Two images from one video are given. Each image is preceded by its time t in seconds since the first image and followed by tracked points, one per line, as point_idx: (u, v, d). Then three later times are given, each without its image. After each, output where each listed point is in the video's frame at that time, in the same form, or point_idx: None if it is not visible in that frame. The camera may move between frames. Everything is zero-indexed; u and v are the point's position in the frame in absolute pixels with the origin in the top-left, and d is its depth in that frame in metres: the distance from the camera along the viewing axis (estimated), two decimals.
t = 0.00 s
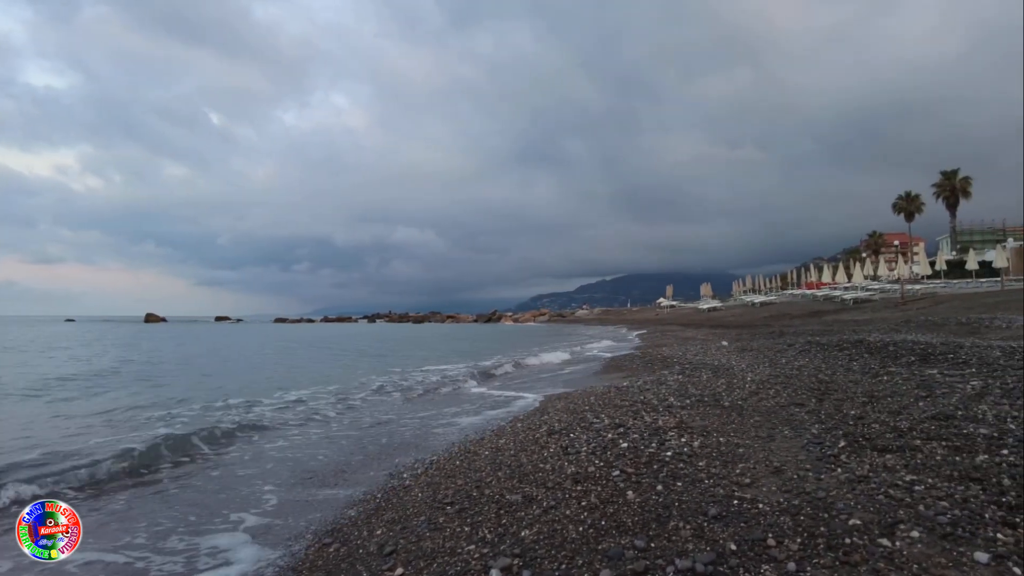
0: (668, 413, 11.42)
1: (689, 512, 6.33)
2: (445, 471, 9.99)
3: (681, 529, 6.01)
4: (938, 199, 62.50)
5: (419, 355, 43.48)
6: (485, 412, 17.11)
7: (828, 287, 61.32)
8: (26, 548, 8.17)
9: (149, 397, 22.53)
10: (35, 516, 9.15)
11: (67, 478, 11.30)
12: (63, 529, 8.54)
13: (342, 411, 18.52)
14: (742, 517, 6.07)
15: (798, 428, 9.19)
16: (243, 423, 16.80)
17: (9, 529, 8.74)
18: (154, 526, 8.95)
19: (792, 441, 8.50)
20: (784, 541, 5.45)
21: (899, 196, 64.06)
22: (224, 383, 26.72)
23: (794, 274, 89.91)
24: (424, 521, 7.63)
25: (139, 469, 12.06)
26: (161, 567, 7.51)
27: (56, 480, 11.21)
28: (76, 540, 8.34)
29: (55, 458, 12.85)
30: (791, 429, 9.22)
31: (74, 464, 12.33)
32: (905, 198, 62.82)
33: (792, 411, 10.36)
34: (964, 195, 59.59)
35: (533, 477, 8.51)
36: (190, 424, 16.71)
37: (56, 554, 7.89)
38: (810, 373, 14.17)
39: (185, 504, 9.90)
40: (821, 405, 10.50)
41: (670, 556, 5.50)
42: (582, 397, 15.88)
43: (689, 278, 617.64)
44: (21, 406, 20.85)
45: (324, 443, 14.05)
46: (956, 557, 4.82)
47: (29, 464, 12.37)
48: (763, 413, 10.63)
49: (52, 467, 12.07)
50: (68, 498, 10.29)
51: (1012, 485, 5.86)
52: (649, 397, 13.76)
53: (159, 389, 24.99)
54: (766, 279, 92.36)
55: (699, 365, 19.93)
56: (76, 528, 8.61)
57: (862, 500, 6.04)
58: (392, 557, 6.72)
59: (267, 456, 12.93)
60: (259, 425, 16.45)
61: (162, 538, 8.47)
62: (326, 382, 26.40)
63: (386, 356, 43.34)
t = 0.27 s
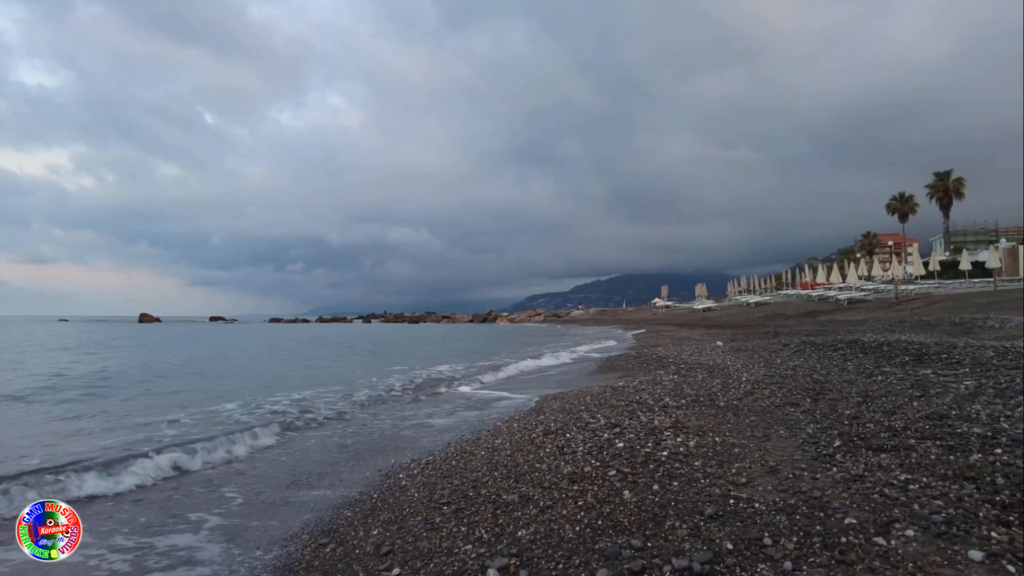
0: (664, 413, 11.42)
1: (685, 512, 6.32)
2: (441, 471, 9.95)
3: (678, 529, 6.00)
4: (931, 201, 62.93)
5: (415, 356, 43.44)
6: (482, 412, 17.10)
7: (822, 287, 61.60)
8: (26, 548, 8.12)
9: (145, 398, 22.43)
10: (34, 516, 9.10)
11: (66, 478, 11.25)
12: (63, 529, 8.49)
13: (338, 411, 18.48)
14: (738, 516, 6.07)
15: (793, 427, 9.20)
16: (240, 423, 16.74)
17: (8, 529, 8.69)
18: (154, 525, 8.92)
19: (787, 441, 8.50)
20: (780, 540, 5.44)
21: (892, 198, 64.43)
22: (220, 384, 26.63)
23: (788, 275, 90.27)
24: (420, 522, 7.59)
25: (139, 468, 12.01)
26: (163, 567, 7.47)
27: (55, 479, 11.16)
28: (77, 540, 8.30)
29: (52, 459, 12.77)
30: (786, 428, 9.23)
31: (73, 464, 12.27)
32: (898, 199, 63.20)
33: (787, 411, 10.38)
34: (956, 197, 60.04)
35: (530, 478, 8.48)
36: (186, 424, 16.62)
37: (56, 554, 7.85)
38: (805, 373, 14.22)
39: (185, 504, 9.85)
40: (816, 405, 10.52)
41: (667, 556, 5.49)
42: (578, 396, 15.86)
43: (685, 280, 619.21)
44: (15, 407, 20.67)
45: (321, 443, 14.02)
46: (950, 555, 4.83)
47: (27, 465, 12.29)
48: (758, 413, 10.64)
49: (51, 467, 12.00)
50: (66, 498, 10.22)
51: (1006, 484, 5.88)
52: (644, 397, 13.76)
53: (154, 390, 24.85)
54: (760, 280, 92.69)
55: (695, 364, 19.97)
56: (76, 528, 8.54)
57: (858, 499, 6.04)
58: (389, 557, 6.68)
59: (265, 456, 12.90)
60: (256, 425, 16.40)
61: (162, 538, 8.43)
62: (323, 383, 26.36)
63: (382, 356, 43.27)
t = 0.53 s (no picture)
0: (661, 413, 11.43)
1: (682, 512, 6.33)
2: (438, 471, 9.94)
3: (675, 529, 6.00)
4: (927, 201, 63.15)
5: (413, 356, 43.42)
6: (480, 412, 17.11)
7: (819, 288, 61.75)
8: (27, 548, 8.12)
9: (143, 398, 22.39)
10: (34, 516, 9.07)
11: (65, 479, 11.22)
12: (63, 529, 8.48)
13: (337, 411, 18.48)
14: (735, 516, 6.07)
15: (790, 427, 9.22)
16: (239, 423, 16.74)
17: (9, 530, 8.68)
18: (154, 526, 8.92)
19: (783, 441, 8.52)
20: (777, 540, 5.45)
21: (889, 198, 64.62)
22: (218, 384, 26.61)
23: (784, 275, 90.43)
24: (418, 522, 7.58)
25: (138, 468, 11.99)
26: (164, 567, 7.47)
27: (54, 480, 11.13)
28: (76, 540, 8.28)
29: (51, 459, 12.75)
30: (783, 428, 9.25)
31: (72, 465, 12.24)
32: (895, 199, 63.39)
33: (784, 412, 10.40)
34: (952, 197, 60.26)
35: (527, 478, 8.49)
36: (184, 425, 16.58)
37: (56, 554, 7.85)
38: (801, 373, 14.26)
39: (185, 505, 9.85)
40: (813, 405, 10.53)
41: (663, 556, 5.50)
42: (576, 397, 15.86)
43: (682, 281, 620.14)
44: (13, 407, 20.62)
45: (319, 444, 14.01)
46: (946, 555, 4.84)
47: (26, 465, 12.27)
48: (755, 413, 10.65)
49: (50, 468, 11.97)
50: (66, 497, 10.21)
51: (1001, 484, 5.90)
52: (641, 397, 13.78)
53: (152, 390, 24.80)
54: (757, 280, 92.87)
55: (692, 364, 20.04)
56: (76, 528, 8.54)
57: (855, 499, 6.05)
58: (386, 557, 6.67)
59: (264, 457, 12.90)
60: (255, 425, 16.41)
61: (161, 538, 8.42)
62: (321, 383, 26.34)
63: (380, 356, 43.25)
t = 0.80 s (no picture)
0: (658, 413, 11.45)
1: (679, 512, 6.34)
2: (436, 472, 9.94)
3: (672, 529, 6.01)
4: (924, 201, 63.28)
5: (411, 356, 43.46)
6: (478, 412, 17.15)
7: (816, 287, 61.84)
8: (27, 548, 8.12)
9: (142, 398, 22.38)
10: (34, 516, 9.08)
11: (64, 479, 11.24)
12: (63, 529, 8.47)
13: (335, 411, 18.51)
14: (732, 516, 6.08)
15: (787, 427, 9.23)
16: (238, 423, 16.77)
17: (8, 530, 8.70)
18: (154, 526, 8.94)
19: (780, 441, 8.53)
20: (773, 540, 5.46)
21: (886, 199, 64.80)
22: (216, 384, 26.63)
23: (782, 275, 90.55)
24: (415, 522, 7.58)
25: (137, 468, 12.01)
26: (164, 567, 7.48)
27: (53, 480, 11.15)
28: (76, 540, 8.30)
29: (51, 460, 12.75)
30: (780, 428, 9.27)
31: (72, 465, 12.26)
32: (892, 199, 63.49)
33: (780, 412, 10.41)
34: (949, 197, 60.39)
35: (524, 478, 8.49)
36: (183, 425, 16.57)
37: (56, 554, 7.86)
38: (797, 373, 14.31)
39: (184, 505, 9.85)
40: (810, 405, 10.56)
41: (660, 556, 5.51)
42: (573, 397, 15.88)
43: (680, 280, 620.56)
44: (11, 407, 20.59)
45: (317, 443, 14.04)
46: (942, 555, 4.86)
47: (25, 466, 12.27)
48: (752, 413, 10.67)
49: (49, 468, 11.99)
50: (66, 497, 10.21)
51: (997, 484, 5.91)
52: (639, 398, 13.79)
53: (150, 391, 24.80)
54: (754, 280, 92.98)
55: (690, 365, 20.09)
56: (76, 528, 8.53)
57: (851, 499, 6.06)
58: (383, 558, 6.67)
59: (263, 456, 12.93)
60: (254, 425, 16.45)
61: (160, 538, 8.44)
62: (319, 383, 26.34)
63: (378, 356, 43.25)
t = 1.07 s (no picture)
0: (656, 413, 11.46)
1: (676, 512, 6.34)
2: (433, 472, 9.93)
3: (670, 529, 6.02)
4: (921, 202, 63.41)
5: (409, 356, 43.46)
6: (476, 412, 17.18)
7: (814, 288, 61.89)
8: (27, 548, 8.09)
9: (140, 399, 22.38)
10: (33, 516, 9.03)
11: (63, 480, 11.23)
12: (63, 529, 8.41)
13: (333, 411, 18.51)
14: (729, 516, 6.09)
15: (785, 427, 9.25)
16: (236, 423, 16.78)
17: (8, 530, 8.69)
18: (154, 526, 8.94)
19: (777, 441, 8.55)
20: (771, 540, 5.46)
21: (883, 199, 64.95)
22: (215, 385, 26.62)
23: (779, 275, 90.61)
24: (412, 523, 7.57)
25: (137, 468, 12.03)
26: (164, 567, 7.46)
27: (53, 480, 11.15)
28: (76, 540, 8.27)
29: (50, 460, 12.75)
30: (777, 429, 9.28)
31: (71, 465, 12.26)
32: (889, 200, 63.56)
33: (778, 412, 10.42)
34: (946, 198, 60.53)
35: (522, 478, 8.49)
36: (182, 425, 16.56)
37: (56, 554, 7.84)
38: (794, 373, 14.34)
39: (183, 506, 9.82)
40: (807, 405, 10.57)
41: (657, 556, 5.51)
42: (571, 397, 15.86)
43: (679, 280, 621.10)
44: (10, 408, 20.55)
45: (316, 443, 14.05)
46: (939, 555, 4.87)
47: (24, 466, 12.26)
48: (749, 413, 10.68)
49: (49, 468, 11.99)
50: (66, 498, 10.20)
51: (993, 484, 5.92)
52: (636, 398, 13.81)
53: (149, 391, 24.79)
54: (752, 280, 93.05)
55: (688, 365, 20.13)
56: (76, 528, 8.47)
57: (848, 499, 6.07)
58: (381, 558, 6.67)
59: (262, 456, 12.93)
60: (253, 425, 16.46)
61: (160, 538, 8.45)
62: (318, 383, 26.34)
63: (376, 356, 43.24)
